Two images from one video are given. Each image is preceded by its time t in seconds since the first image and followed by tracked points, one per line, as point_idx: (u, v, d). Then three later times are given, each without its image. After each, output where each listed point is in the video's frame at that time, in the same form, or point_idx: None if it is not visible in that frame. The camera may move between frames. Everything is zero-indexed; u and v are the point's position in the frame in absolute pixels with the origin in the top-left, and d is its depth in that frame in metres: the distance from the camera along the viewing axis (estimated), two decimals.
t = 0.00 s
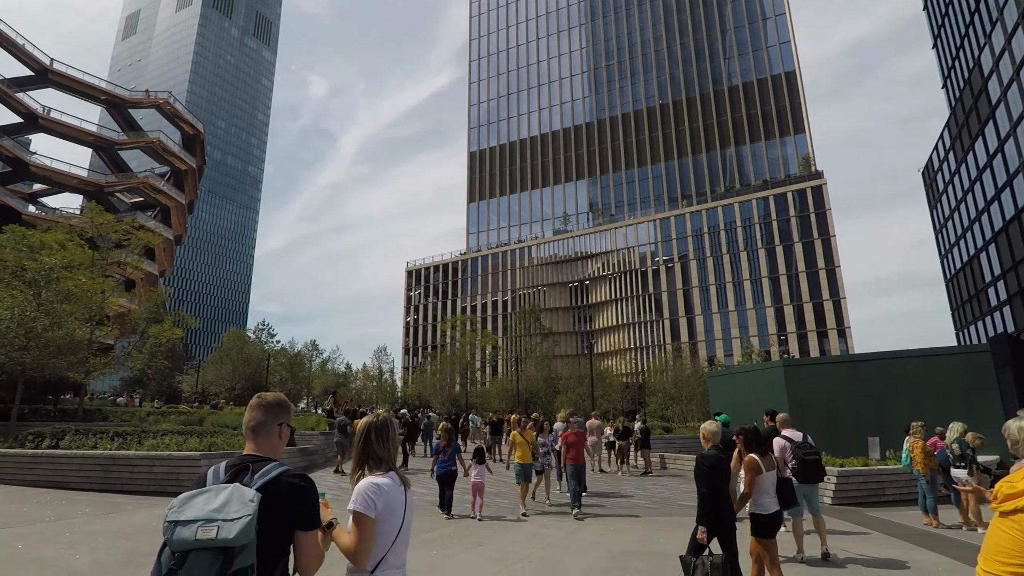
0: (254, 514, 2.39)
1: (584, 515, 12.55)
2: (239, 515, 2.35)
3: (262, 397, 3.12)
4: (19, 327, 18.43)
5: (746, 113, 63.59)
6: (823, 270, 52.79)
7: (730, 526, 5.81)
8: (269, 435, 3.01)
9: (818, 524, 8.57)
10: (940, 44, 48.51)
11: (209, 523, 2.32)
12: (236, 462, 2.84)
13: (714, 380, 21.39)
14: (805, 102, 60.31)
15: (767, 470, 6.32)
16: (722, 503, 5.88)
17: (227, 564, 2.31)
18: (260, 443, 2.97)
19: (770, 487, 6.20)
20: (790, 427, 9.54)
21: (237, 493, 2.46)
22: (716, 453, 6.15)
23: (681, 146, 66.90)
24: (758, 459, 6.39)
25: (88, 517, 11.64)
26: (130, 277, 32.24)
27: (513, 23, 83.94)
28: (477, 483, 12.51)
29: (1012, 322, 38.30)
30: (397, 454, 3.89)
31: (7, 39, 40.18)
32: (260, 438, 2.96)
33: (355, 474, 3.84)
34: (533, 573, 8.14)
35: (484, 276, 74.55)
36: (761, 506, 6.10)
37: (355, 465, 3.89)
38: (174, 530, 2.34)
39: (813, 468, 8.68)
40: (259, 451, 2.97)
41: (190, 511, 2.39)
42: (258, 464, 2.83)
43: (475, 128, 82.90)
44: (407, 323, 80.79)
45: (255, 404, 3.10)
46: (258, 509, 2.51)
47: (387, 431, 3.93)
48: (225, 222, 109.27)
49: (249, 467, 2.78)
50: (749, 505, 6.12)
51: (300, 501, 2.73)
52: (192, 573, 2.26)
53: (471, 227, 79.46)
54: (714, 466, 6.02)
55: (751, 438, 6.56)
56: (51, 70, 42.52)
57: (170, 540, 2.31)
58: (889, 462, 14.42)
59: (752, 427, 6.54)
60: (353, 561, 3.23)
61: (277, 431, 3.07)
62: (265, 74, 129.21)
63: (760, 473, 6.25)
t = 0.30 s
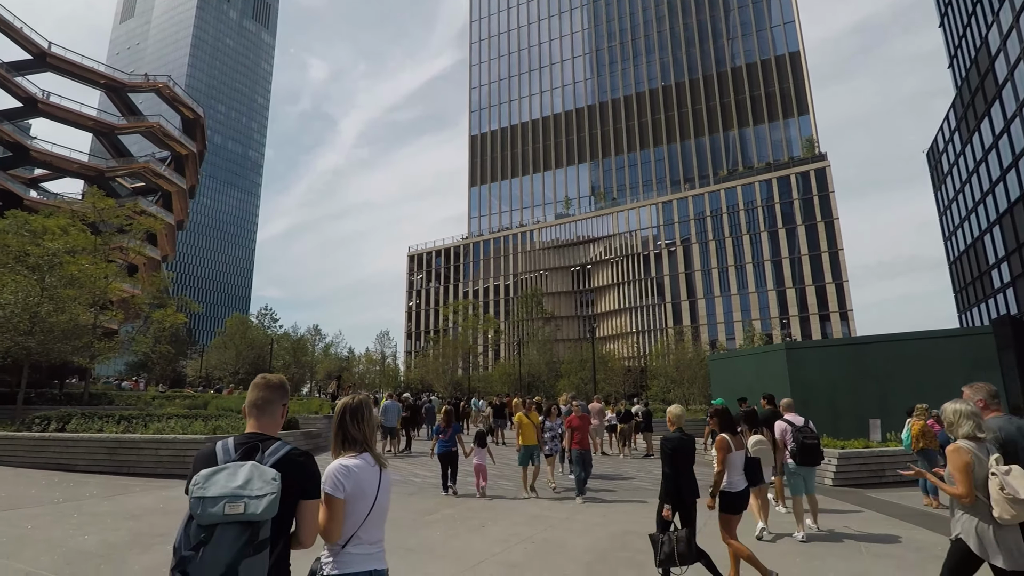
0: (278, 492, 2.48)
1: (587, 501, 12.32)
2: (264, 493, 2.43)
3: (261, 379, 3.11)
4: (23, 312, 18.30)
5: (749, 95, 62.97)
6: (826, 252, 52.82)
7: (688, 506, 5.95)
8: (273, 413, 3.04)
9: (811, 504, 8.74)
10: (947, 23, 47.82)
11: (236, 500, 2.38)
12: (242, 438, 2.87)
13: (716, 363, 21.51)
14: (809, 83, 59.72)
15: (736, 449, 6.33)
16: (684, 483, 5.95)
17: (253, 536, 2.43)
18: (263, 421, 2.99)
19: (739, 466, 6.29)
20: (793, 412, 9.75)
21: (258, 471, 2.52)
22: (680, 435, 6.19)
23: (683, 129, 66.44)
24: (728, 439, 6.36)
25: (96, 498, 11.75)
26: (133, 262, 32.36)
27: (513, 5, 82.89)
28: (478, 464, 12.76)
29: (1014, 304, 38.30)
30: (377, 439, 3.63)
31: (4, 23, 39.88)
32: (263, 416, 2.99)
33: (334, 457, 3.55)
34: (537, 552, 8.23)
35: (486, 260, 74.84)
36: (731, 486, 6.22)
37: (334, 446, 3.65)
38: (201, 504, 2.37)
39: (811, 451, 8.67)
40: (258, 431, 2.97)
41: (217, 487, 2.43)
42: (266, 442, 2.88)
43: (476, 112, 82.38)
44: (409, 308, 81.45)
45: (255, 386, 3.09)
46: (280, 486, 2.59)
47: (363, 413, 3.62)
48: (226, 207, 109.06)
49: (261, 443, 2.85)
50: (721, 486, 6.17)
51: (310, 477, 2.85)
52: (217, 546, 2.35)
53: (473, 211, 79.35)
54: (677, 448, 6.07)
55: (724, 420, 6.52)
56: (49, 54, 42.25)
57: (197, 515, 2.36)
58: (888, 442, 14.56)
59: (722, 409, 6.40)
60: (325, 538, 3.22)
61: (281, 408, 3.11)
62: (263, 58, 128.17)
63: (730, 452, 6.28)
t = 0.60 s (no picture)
0: (263, 484, 2.54)
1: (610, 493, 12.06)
2: (250, 483, 2.50)
3: (239, 367, 3.13)
4: (29, 302, 18.18)
5: (753, 84, 62.56)
6: (830, 242, 52.80)
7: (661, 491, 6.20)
8: (251, 403, 3.07)
9: (816, 490, 8.70)
10: (954, 10, 47.29)
11: (222, 490, 2.43)
12: (222, 427, 2.91)
13: (719, 354, 21.58)
14: (814, 71, 59.28)
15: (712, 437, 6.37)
16: (659, 468, 6.27)
17: (240, 524, 2.49)
18: (242, 411, 3.04)
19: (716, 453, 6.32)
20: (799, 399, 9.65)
21: (243, 462, 2.58)
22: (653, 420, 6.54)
23: (687, 118, 66.05)
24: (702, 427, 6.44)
25: (103, 486, 11.86)
26: (138, 253, 32.51)
27: None
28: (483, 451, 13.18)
29: (1019, 294, 38.15)
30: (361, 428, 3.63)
31: (8, 14, 39.91)
32: (242, 407, 3.04)
33: (315, 443, 3.59)
34: (540, 541, 8.29)
35: (489, 251, 75.02)
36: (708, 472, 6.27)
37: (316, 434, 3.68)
38: (188, 496, 2.39)
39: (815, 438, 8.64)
40: (237, 421, 3.03)
41: (203, 477, 2.45)
42: (245, 432, 2.94)
43: (478, 102, 82.13)
44: (412, 299, 81.97)
45: (232, 374, 3.10)
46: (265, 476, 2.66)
47: (348, 404, 3.65)
48: (230, 198, 109.31)
49: (242, 431, 2.92)
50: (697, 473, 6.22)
51: (289, 466, 2.95)
52: (205, 535, 2.40)
53: (476, 202, 79.35)
54: (650, 434, 6.45)
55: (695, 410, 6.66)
56: (52, 44, 42.30)
57: (184, 506, 2.39)
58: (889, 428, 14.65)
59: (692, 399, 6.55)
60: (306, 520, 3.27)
61: (259, 397, 3.16)
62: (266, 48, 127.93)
63: (707, 441, 6.29)
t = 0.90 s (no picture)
0: (239, 478, 2.63)
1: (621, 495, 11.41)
2: (225, 479, 2.57)
3: (211, 363, 3.17)
4: (41, 298, 18.26)
5: (761, 77, 62.09)
6: (839, 237, 52.47)
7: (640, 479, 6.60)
8: (224, 396, 3.14)
9: (826, 485, 8.66)
10: None
11: (198, 485, 2.50)
12: (198, 422, 2.99)
13: (727, 350, 21.43)
14: (822, 64, 58.76)
15: (686, 430, 6.61)
16: (639, 461, 6.62)
17: (216, 517, 2.57)
18: (213, 406, 3.10)
19: (690, 444, 6.52)
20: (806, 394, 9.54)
21: (219, 457, 2.65)
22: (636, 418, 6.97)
23: (694, 112, 65.63)
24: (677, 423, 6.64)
25: (115, 480, 12.00)
26: (147, 250, 32.82)
27: None
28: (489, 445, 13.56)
29: None
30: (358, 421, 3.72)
31: (17, 14, 40.30)
32: (212, 402, 3.09)
33: (315, 434, 3.69)
34: (546, 536, 8.30)
35: (496, 247, 75.17)
36: (680, 461, 6.47)
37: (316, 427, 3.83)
38: (163, 491, 2.45)
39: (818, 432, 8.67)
40: (209, 415, 3.10)
41: (178, 472, 2.52)
42: (220, 428, 3.00)
43: (484, 98, 82.09)
44: (419, 296, 82.38)
45: (205, 371, 3.16)
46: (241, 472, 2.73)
47: (348, 400, 3.73)
48: (238, 195, 110.14)
49: (219, 426, 2.99)
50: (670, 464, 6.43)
51: (263, 464, 3.01)
52: (180, 529, 2.47)
53: (482, 198, 79.41)
54: (632, 429, 6.83)
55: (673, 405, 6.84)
56: (61, 44, 42.68)
57: (160, 500, 2.45)
58: (900, 420, 14.52)
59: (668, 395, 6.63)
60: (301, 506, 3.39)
61: (231, 391, 3.21)
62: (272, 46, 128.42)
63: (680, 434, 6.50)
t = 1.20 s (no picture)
0: (240, 475, 2.78)
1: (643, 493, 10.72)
2: (227, 475, 2.72)
3: (214, 363, 3.24)
4: (65, 303, 18.53)
5: (776, 69, 61.31)
6: (859, 230, 51.71)
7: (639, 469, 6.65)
8: (225, 399, 3.22)
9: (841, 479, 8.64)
10: None
11: (200, 480, 2.66)
12: (199, 421, 3.10)
13: (745, 347, 21.22)
14: (839, 55, 57.84)
15: (680, 426, 7.02)
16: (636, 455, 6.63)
17: (218, 512, 2.73)
18: (214, 406, 3.20)
19: (684, 439, 6.94)
20: (818, 393, 9.54)
21: (221, 455, 2.80)
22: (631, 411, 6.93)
23: (708, 106, 64.97)
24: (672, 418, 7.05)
25: (139, 480, 12.20)
26: (168, 254, 33.32)
27: None
28: (506, 442, 13.62)
29: None
30: (371, 419, 3.89)
31: (39, 24, 41.17)
32: (214, 402, 3.19)
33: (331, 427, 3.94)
34: (565, 535, 8.26)
35: (510, 246, 75.30)
36: (675, 457, 6.88)
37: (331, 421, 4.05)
38: (166, 487, 2.61)
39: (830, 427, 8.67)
40: (212, 415, 3.20)
41: (182, 469, 2.67)
42: (222, 428, 3.11)
43: (496, 96, 82.13)
44: (435, 295, 82.95)
45: (208, 371, 3.22)
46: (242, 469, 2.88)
47: (363, 397, 3.91)
48: (255, 198, 111.56)
49: (220, 426, 3.10)
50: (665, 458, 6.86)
51: (261, 460, 3.10)
52: (184, 526, 2.63)
53: (496, 197, 79.56)
54: (630, 422, 6.81)
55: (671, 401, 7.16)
56: (82, 53, 43.54)
57: (163, 497, 2.60)
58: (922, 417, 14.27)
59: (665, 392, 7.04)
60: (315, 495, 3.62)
61: (235, 390, 3.31)
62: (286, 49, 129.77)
63: (673, 430, 6.96)
